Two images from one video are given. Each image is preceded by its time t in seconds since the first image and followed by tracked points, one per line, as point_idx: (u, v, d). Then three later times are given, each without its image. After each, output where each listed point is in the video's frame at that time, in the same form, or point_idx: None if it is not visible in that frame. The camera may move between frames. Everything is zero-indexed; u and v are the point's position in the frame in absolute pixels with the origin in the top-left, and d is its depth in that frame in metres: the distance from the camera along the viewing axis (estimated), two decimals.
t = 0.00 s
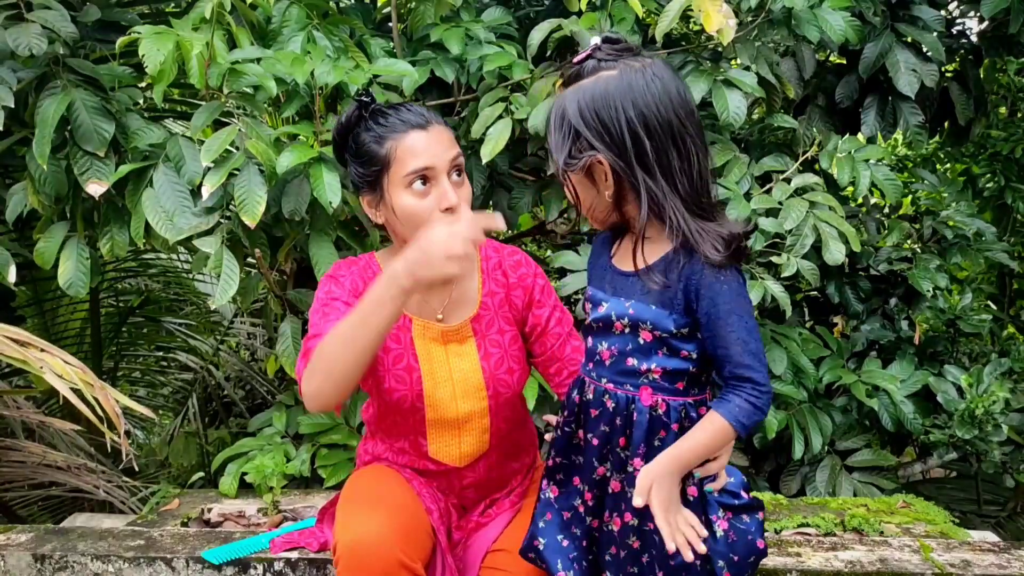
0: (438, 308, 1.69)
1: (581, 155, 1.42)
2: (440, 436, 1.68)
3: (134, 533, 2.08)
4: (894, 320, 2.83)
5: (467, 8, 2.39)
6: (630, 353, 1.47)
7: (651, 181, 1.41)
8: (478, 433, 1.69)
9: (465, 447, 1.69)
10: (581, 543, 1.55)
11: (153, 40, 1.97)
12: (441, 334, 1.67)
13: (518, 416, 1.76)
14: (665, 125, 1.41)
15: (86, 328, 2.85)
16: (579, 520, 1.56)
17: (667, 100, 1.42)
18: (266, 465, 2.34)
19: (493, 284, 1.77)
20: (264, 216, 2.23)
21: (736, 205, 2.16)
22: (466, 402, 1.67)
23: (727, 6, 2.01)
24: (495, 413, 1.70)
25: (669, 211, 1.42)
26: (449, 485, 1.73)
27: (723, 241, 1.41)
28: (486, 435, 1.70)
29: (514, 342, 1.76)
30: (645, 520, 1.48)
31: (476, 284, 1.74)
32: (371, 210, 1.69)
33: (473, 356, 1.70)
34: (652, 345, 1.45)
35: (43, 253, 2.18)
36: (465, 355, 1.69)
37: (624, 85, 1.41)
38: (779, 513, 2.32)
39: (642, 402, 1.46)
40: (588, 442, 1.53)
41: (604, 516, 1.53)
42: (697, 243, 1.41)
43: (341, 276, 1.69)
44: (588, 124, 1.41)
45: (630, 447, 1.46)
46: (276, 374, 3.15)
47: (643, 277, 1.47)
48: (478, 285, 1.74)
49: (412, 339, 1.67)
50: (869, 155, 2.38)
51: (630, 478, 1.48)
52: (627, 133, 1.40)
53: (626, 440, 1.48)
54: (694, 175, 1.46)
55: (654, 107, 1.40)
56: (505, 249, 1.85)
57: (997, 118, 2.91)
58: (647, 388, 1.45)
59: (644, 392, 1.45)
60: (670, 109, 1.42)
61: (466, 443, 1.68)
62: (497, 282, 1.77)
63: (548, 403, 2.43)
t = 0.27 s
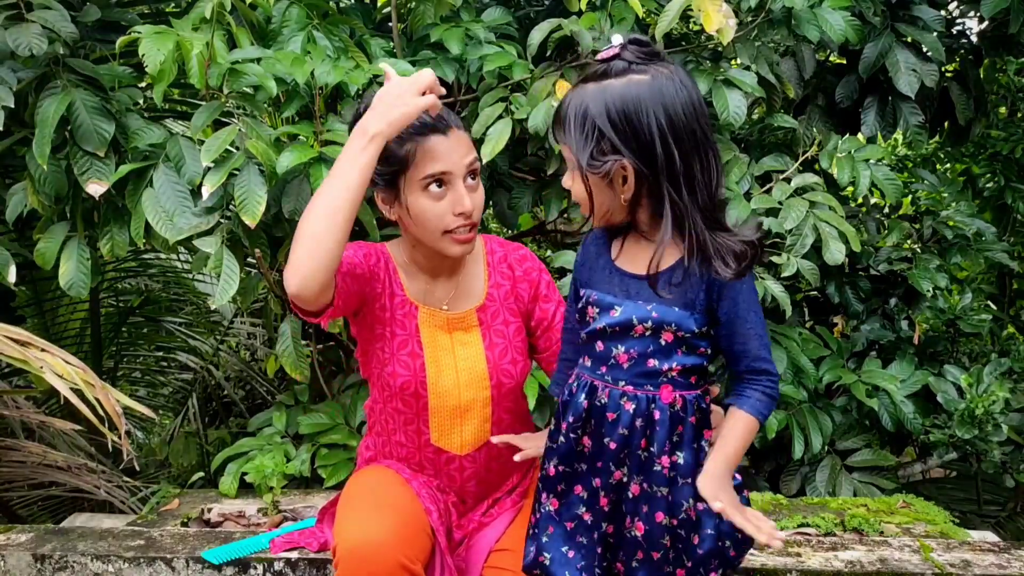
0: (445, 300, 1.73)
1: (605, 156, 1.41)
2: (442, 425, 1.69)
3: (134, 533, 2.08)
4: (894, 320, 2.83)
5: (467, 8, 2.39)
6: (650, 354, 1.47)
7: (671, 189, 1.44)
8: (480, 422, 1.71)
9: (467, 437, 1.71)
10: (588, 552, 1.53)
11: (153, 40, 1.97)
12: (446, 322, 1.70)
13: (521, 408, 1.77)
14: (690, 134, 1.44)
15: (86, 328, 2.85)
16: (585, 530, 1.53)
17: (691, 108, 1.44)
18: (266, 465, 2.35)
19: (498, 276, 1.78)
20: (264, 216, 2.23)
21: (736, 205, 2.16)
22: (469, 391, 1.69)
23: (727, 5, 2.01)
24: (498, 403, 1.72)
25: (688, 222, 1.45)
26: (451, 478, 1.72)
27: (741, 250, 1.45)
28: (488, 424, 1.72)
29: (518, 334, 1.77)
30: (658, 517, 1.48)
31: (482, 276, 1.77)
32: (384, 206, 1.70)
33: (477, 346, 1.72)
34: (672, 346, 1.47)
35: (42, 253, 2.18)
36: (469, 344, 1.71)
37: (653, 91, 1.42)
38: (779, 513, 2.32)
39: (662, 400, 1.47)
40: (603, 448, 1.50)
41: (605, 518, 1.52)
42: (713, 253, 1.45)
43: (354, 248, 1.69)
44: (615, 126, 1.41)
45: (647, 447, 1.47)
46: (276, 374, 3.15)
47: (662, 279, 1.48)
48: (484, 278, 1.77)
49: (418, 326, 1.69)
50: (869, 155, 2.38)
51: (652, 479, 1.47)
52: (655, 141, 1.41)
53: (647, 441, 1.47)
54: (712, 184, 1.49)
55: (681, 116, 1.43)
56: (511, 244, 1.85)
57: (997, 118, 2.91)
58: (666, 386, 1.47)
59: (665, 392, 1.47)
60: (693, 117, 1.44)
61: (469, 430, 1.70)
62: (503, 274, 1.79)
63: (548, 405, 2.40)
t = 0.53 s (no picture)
0: (449, 297, 1.73)
1: (638, 171, 1.47)
2: (444, 422, 1.70)
3: (134, 533, 2.08)
4: (894, 319, 2.82)
5: (467, 8, 2.38)
6: (659, 341, 1.54)
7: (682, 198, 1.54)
8: (482, 419, 1.71)
9: (470, 434, 1.71)
10: (603, 553, 1.53)
11: (153, 40, 1.97)
12: (450, 319, 1.71)
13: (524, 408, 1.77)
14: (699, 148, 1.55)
15: (86, 328, 2.85)
16: (597, 532, 1.53)
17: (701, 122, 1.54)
18: (266, 465, 2.35)
19: (503, 277, 1.79)
20: (264, 216, 2.23)
21: (735, 205, 2.17)
22: (472, 389, 1.70)
23: (727, 5, 2.01)
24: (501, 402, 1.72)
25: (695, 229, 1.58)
26: (452, 476, 1.72)
27: (734, 254, 1.64)
28: (490, 423, 1.72)
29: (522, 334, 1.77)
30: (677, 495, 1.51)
31: (486, 276, 1.78)
32: (392, 202, 1.70)
33: (480, 344, 1.72)
34: (677, 329, 1.55)
35: (42, 253, 2.18)
36: (472, 342, 1.72)
37: (678, 108, 1.49)
38: (779, 513, 2.32)
39: (674, 385, 1.53)
40: (624, 441, 1.51)
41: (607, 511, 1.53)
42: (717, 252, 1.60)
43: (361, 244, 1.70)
44: (649, 143, 1.47)
45: (666, 431, 1.52)
46: (276, 374, 3.15)
47: (661, 270, 1.57)
48: (489, 278, 1.78)
49: (421, 323, 1.70)
50: (870, 155, 2.38)
51: (670, 462, 1.51)
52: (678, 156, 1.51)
53: (661, 427, 1.52)
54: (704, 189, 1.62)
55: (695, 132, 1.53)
56: (515, 246, 1.86)
57: (997, 118, 2.91)
58: (676, 369, 1.55)
59: (677, 374, 1.54)
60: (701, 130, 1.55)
61: (471, 427, 1.71)
62: (507, 275, 1.79)
63: (548, 405, 2.35)
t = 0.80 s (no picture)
0: (452, 296, 1.74)
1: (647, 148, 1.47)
2: (447, 422, 1.69)
3: (134, 533, 2.08)
4: (894, 320, 2.82)
5: (467, 8, 2.38)
6: (683, 335, 1.53)
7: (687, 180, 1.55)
8: (485, 419, 1.71)
9: (472, 434, 1.71)
10: (639, 562, 1.52)
11: (153, 40, 1.97)
12: (453, 318, 1.70)
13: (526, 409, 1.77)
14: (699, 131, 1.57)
15: (86, 328, 2.85)
16: (630, 540, 1.52)
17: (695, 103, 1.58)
18: (266, 465, 2.35)
19: (506, 277, 1.79)
20: (264, 216, 2.23)
21: (735, 205, 2.17)
22: (475, 388, 1.69)
23: (727, 5, 2.01)
24: (503, 402, 1.71)
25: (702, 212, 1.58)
26: (454, 475, 1.72)
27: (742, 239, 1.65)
28: (492, 422, 1.72)
29: (524, 334, 1.76)
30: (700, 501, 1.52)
31: (490, 276, 1.78)
32: (395, 197, 1.70)
33: (483, 343, 1.72)
34: (698, 322, 1.56)
35: (42, 253, 2.18)
36: (475, 342, 1.71)
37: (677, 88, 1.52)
38: (779, 513, 2.32)
39: (697, 378, 1.54)
40: (653, 440, 1.50)
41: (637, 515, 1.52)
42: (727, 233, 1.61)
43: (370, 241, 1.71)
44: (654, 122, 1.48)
45: (693, 426, 1.52)
46: (276, 374, 3.15)
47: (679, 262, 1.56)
48: (492, 278, 1.78)
49: (425, 321, 1.70)
50: (870, 155, 2.38)
51: (702, 457, 1.52)
52: (681, 137, 1.52)
53: (687, 423, 1.52)
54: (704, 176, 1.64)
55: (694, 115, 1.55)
56: (518, 246, 1.86)
57: (997, 118, 2.91)
58: (699, 364, 1.55)
59: (699, 367, 1.55)
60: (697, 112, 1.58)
61: (474, 426, 1.70)
62: (510, 275, 1.79)
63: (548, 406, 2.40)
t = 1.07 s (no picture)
0: (457, 295, 1.74)
1: (609, 139, 1.47)
2: (451, 422, 1.70)
3: (134, 533, 2.08)
4: (894, 320, 2.82)
5: (467, 8, 2.38)
6: (640, 335, 1.51)
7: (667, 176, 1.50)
8: (488, 420, 1.71)
9: (475, 434, 1.71)
10: (586, 554, 1.53)
11: (153, 40, 1.97)
12: (458, 318, 1.71)
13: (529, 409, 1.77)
14: (692, 130, 1.51)
15: (86, 328, 2.85)
16: (579, 533, 1.53)
17: (697, 104, 1.52)
18: (266, 465, 2.35)
19: (511, 278, 1.80)
20: (264, 216, 2.23)
21: (735, 205, 2.17)
22: (479, 388, 1.69)
23: (727, 5, 2.01)
24: (507, 402, 1.72)
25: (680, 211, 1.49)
26: (456, 475, 1.72)
27: (743, 247, 1.50)
28: (496, 422, 1.72)
29: (528, 335, 1.77)
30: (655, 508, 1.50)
31: (494, 277, 1.79)
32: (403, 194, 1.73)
33: (487, 344, 1.72)
34: (662, 327, 1.50)
35: (42, 253, 2.18)
36: (478, 343, 1.72)
37: (665, 83, 1.49)
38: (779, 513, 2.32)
39: (651, 384, 1.50)
40: (599, 434, 1.52)
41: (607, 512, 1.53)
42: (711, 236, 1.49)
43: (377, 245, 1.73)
44: (624, 114, 1.47)
45: (645, 432, 1.49)
46: (275, 374, 3.15)
47: (653, 263, 1.53)
48: (497, 279, 1.79)
49: (430, 322, 1.70)
50: (869, 155, 2.38)
51: (658, 465, 1.48)
52: (660, 132, 1.48)
53: (642, 426, 1.50)
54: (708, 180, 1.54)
55: (687, 112, 1.50)
56: (523, 247, 1.87)
57: (997, 118, 2.91)
58: (656, 369, 1.50)
59: (655, 373, 1.50)
60: (699, 113, 1.52)
61: (477, 427, 1.70)
62: (515, 276, 1.80)
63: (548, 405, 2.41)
